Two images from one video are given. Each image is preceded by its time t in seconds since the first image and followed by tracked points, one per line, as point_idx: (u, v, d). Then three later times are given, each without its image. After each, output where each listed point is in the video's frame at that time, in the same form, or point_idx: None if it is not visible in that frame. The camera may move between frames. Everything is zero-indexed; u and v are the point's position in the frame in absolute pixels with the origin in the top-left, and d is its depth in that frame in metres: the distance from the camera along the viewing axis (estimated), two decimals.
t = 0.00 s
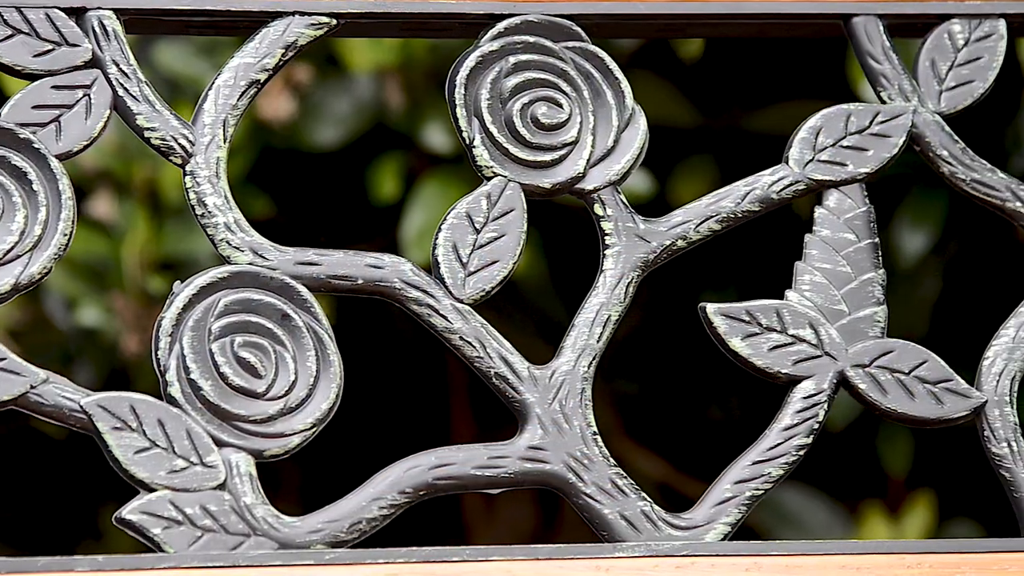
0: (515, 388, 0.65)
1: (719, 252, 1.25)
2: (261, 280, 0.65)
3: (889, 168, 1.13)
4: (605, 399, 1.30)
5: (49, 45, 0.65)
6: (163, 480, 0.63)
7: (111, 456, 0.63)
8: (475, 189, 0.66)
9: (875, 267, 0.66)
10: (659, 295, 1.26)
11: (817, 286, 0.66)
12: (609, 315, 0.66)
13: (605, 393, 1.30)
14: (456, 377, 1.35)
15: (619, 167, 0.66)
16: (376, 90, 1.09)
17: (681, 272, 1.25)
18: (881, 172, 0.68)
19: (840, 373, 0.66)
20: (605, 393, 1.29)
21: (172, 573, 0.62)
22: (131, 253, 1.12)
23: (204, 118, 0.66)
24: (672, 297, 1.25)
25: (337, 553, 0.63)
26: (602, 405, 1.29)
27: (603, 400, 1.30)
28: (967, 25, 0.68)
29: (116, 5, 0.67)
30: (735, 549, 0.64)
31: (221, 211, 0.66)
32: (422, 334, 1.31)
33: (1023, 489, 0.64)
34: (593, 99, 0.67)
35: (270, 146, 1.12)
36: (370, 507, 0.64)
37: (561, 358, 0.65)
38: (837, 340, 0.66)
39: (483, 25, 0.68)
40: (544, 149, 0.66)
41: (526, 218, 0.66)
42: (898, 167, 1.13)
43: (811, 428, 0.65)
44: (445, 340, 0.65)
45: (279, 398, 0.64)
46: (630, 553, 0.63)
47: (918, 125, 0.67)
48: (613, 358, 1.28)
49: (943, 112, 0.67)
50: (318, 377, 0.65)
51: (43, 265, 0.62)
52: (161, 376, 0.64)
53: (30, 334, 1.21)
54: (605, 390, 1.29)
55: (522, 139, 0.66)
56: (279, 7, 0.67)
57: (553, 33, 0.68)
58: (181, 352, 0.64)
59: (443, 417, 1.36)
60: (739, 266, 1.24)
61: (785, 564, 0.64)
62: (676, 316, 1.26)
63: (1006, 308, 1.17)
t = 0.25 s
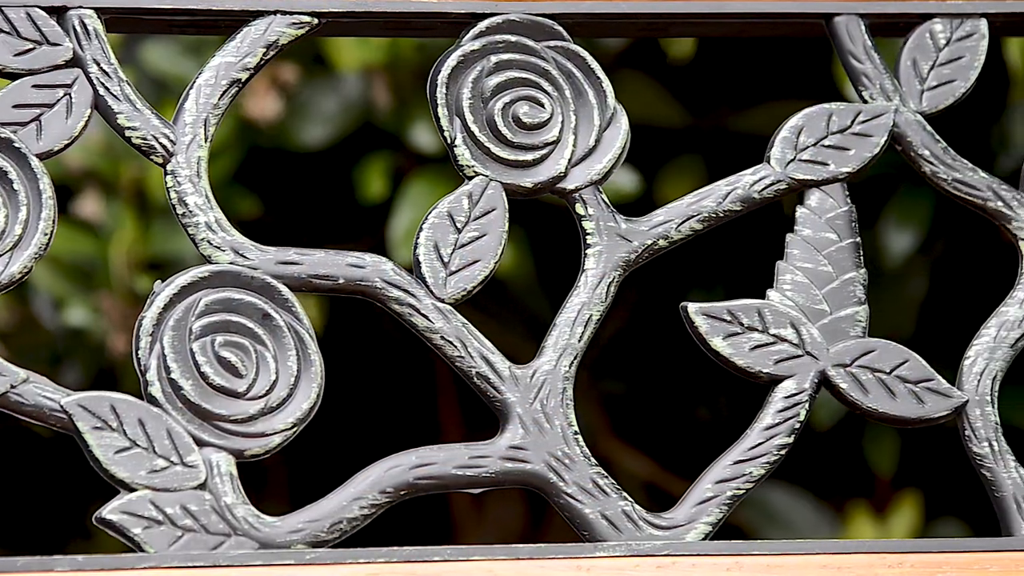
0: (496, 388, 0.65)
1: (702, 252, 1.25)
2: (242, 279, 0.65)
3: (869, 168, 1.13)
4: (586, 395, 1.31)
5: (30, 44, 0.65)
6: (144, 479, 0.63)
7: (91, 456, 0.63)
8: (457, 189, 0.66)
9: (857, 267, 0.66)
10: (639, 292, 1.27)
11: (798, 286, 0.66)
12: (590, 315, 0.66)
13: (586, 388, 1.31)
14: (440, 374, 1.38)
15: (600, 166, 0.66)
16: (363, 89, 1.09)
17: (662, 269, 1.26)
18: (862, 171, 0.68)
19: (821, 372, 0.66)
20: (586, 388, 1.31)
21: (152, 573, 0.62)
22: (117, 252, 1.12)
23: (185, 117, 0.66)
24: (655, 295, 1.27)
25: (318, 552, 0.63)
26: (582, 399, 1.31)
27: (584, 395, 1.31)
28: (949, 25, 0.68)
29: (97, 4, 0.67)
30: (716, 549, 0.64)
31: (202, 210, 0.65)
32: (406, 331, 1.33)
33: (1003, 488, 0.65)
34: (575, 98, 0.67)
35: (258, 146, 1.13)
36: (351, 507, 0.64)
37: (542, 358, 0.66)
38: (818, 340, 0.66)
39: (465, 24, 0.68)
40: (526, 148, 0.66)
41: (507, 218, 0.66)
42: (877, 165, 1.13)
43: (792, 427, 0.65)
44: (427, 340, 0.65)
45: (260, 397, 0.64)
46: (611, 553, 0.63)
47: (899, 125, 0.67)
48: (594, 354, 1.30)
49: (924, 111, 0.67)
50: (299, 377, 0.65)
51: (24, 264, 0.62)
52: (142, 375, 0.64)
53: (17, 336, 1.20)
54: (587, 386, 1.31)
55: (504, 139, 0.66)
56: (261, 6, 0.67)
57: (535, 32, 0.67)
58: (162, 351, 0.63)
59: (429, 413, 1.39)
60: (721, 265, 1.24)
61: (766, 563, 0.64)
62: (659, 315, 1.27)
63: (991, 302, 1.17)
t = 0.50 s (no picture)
0: (476, 388, 0.65)
1: (677, 251, 1.26)
2: (221, 279, 0.65)
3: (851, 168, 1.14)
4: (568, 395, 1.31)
5: (8, 43, 0.65)
6: (122, 479, 0.62)
7: (70, 456, 0.63)
8: (437, 188, 0.66)
9: (837, 266, 0.66)
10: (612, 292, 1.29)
11: (778, 285, 0.66)
12: (571, 314, 0.66)
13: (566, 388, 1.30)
14: (416, 369, 1.41)
15: (581, 165, 0.66)
16: (350, 89, 1.09)
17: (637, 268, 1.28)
18: (843, 170, 0.68)
19: (801, 372, 0.66)
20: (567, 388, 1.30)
21: (130, 573, 0.62)
22: (104, 251, 1.11)
23: (164, 116, 0.66)
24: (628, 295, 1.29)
25: (296, 552, 0.63)
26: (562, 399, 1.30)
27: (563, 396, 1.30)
28: (929, 24, 0.68)
29: (76, 2, 0.66)
30: (696, 548, 0.64)
31: (181, 210, 0.65)
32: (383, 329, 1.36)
33: (983, 488, 0.65)
34: (556, 97, 0.67)
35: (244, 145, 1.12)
36: (330, 507, 0.63)
37: (523, 357, 0.65)
38: (798, 339, 0.66)
39: (445, 23, 0.68)
40: (506, 147, 0.66)
41: (488, 217, 0.66)
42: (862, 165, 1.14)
43: (772, 427, 0.65)
44: (407, 339, 0.65)
45: (239, 397, 0.64)
46: (590, 553, 0.63)
47: (880, 124, 0.67)
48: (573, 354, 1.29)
49: (905, 110, 0.67)
50: (278, 377, 0.65)
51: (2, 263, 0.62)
52: (121, 375, 0.63)
53: (7, 333, 1.22)
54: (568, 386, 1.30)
55: (484, 138, 0.66)
56: (241, 5, 0.67)
57: (515, 31, 0.67)
58: (141, 351, 0.63)
59: (410, 407, 1.42)
60: (696, 264, 1.25)
61: (745, 563, 0.64)
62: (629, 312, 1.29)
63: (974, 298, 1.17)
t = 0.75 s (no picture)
0: (454, 387, 0.65)
1: (660, 251, 1.26)
2: (199, 278, 0.65)
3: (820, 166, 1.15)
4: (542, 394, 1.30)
5: None
6: (100, 479, 0.62)
7: (47, 455, 0.62)
8: (416, 187, 0.66)
9: (815, 266, 0.66)
10: (584, 293, 1.29)
11: (757, 285, 0.66)
12: (549, 314, 0.66)
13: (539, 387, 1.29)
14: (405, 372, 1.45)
15: (559, 165, 0.66)
16: (337, 88, 1.09)
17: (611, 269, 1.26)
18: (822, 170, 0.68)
19: (780, 371, 0.66)
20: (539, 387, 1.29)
21: (107, 573, 0.62)
22: (91, 250, 1.12)
23: (142, 115, 0.66)
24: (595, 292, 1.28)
25: (274, 552, 0.63)
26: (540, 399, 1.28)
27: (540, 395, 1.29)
28: (908, 23, 0.68)
29: (54, 1, 0.66)
30: (673, 548, 0.64)
31: (159, 209, 0.65)
32: (354, 325, 1.39)
33: (961, 488, 0.65)
34: (535, 96, 0.67)
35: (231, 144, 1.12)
36: (307, 507, 0.63)
37: (501, 356, 0.65)
38: (777, 338, 0.66)
39: (424, 22, 0.68)
40: (484, 147, 0.66)
41: (467, 216, 0.66)
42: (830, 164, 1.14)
43: (750, 426, 0.65)
44: (384, 338, 0.65)
45: (217, 397, 0.64)
46: (567, 552, 0.63)
47: (858, 123, 0.67)
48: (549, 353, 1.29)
49: (884, 110, 0.67)
50: (256, 376, 0.64)
51: None
52: (98, 374, 0.63)
53: None
54: (544, 384, 1.30)
55: (462, 137, 0.66)
56: (219, 4, 0.67)
57: (494, 30, 0.67)
58: (119, 350, 0.63)
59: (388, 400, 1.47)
60: (669, 263, 1.26)
61: (723, 562, 0.64)
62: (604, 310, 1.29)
63: (950, 296, 1.19)
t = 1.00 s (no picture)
0: (431, 386, 0.65)
1: (647, 249, 1.25)
2: (176, 278, 0.64)
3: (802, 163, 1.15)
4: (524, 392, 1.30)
5: None
6: (75, 479, 0.62)
7: (22, 455, 0.62)
8: (393, 186, 0.66)
9: (793, 265, 0.66)
10: (564, 292, 1.29)
11: (734, 285, 0.66)
12: (527, 313, 0.66)
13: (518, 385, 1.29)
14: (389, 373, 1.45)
15: (537, 164, 0.66)
16: (322, 88, 1.09)
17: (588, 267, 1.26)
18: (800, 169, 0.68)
19: (757, 370, 0.66)
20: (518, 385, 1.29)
21: (83, 573, 0.61)
22: (75, 250, 1.13)
23: (119, 114, 0.65)
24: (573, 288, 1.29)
25: (250, 552, 0.63)
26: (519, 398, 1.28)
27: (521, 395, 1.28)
28: (886, 23, 0.68)
29: (30, 0, 0.66)
30: (650, 548, 0.64)
31: (135, 208, 0.65)
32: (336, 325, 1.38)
33: (938, 487, 0.66)
34: (512, 96, 0.67)
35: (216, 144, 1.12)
36: (284, 506, 0.63)
37: (478, 356, 0.65)
38: (754, 338, 0.66)
39: (401, 21, 0.68)
40: (462, 146, 0.66)
41: (444, 215, 0.66)
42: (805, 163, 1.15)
43: (727, 426, 0.65)
44: (361, 338, 0.65)
45: (193, 396, 0.64)
46: (544, 552, 0.63)
47: (836, 122, 0.67)
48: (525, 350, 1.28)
49: (861, 109, 0.67)
50: (233, 376, 0.64)
51: None
52: (74, 374, 0.63)
53: None
54: (530, 382, 1.30)
55: (440, 136, 0.66)
56: (195, 3, 0.67)
57: (471, 30, 0.67)
58: (95, 350, 0.63)
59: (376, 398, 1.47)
60: (647, 262, 1.25)
61: (699, 562, 0.64)
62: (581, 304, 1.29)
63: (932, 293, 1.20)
